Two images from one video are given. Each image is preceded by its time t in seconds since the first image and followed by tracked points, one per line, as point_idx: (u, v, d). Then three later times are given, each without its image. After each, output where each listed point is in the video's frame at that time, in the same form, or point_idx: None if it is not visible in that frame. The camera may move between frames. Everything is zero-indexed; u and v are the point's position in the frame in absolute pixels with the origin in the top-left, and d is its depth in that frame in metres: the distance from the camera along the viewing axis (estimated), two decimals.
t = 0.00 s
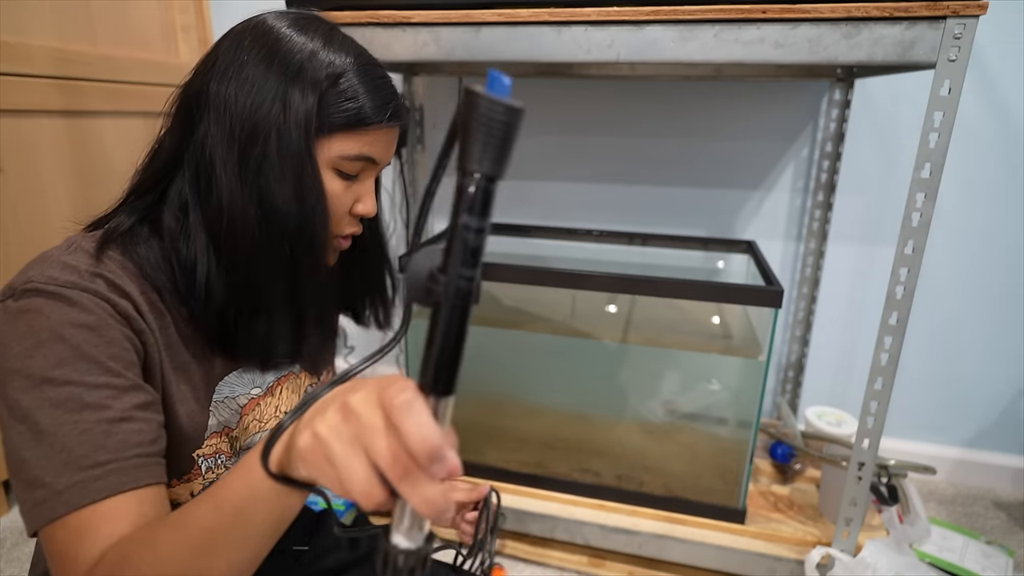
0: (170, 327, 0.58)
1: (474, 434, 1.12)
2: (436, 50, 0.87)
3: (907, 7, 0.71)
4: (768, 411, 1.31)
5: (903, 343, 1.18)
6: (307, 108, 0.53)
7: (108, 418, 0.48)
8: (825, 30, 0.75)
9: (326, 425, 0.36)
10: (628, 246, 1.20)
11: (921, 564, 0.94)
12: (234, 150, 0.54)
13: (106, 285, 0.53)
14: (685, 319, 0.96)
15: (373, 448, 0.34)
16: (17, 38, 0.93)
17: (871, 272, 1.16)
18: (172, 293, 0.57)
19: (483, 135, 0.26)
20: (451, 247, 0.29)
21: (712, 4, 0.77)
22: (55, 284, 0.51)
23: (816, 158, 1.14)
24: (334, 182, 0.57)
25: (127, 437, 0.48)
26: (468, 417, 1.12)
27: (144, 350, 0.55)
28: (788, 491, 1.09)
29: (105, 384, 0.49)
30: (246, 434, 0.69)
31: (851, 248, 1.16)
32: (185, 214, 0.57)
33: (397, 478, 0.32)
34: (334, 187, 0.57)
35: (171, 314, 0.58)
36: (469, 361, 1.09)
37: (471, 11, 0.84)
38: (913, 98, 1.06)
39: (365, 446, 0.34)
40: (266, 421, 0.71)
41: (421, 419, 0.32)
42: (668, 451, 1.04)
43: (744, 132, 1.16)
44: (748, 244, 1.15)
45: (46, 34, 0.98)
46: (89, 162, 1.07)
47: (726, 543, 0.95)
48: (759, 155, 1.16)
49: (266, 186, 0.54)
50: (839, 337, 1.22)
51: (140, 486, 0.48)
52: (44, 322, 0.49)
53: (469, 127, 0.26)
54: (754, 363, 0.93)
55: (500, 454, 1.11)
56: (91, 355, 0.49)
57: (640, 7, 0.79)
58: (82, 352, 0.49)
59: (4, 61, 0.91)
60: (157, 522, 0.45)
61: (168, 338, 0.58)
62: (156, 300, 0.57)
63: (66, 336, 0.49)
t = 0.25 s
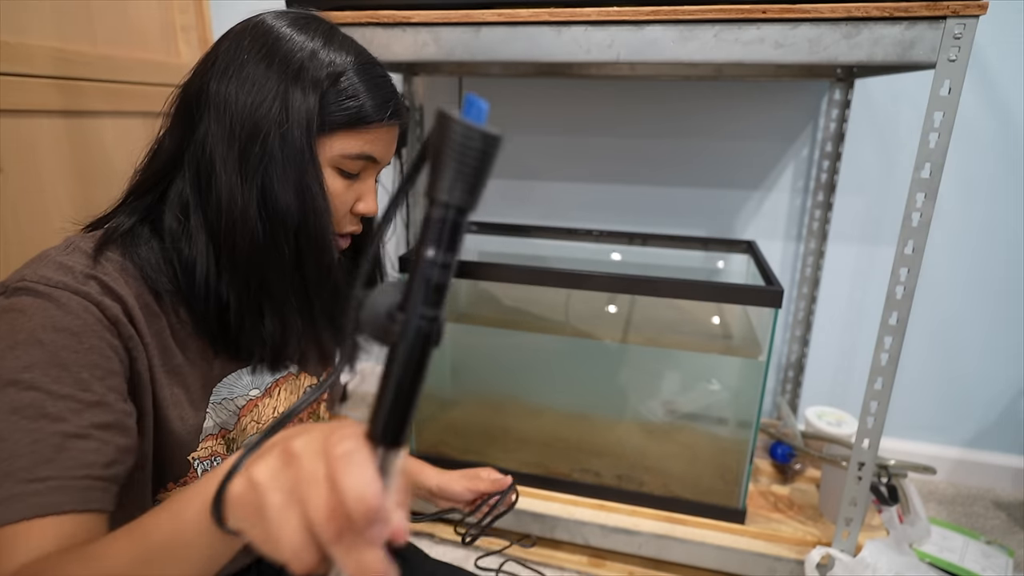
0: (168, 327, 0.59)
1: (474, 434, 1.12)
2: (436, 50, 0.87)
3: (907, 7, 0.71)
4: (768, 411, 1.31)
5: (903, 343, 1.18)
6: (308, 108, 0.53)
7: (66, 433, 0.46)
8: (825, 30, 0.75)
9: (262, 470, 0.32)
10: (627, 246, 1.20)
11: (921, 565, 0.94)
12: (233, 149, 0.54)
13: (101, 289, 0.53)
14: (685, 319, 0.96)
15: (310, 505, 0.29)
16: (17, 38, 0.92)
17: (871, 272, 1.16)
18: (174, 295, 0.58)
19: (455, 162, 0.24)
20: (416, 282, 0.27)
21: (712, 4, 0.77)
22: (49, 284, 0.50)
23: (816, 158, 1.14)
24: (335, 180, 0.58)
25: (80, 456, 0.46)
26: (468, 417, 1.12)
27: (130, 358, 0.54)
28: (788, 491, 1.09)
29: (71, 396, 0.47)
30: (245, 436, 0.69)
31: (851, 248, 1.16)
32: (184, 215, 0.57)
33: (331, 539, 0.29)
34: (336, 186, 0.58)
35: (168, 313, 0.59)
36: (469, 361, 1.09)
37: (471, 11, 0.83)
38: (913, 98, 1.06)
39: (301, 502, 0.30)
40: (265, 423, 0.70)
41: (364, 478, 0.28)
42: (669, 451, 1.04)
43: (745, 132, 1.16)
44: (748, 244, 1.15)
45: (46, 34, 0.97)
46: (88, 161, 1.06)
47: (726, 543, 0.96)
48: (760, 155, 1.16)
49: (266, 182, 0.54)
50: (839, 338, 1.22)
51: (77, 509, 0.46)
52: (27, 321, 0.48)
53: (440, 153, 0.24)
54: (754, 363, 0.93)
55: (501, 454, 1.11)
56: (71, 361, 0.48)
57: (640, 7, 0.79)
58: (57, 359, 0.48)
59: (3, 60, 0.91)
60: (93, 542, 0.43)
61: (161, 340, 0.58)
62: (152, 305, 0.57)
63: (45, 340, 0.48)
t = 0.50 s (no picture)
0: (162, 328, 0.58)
1: (474, 434, 1.12)
2: (436, 50, 0.87)
3: (907, 7, 0.71)
4: (768, 411, 1.31)
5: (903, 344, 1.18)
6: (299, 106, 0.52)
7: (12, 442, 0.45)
8: (825, 30, 0.75)
9: (164, 497, 0.30)
10: (627, 246, 1.20)
11: (921, 565, 0.94)
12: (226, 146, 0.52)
13: (87, 291, 0.53)
14: (685, 319, 0.97)
15: (203, 538, 0.29)
16: (17, 38, 0.92)
17: (871, 272, 1.16)
18: (169, 297, 0.55)
19: (377, 179, 0.22)
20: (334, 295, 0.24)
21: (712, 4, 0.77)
22: (33, 285, 0.51)
23: (816, 158, 1.14)
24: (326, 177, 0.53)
25: (23, 466, 0.45)
26: (467, 417, 1.11)
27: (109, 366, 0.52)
28: (788, 491, 1.08)
29: (26, 403, 0.46)
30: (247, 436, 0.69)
31: (851, 248, 1.16)
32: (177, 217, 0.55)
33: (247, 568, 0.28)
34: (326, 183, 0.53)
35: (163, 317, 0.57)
36: (468, 361, 1.08)
37: (471, 11, 0.83)
38: (913, 98, 1.06)
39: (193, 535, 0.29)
40: (265, 424, 0.70)
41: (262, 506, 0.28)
42: (669, 452, 1.03)
43: (745, 132, 1.16)
44: (748, 244, 1.15)
45: (46, 34, 0.97)
46: (88, 161, 1.06)
47: (726, 544, 0.96)
48: (760, 155, 1.16)
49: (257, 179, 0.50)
50: (838, 338, 1.22)
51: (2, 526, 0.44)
52: (3, 321, 0.48)
53: (362, 171, 0.23)
54: (754, 363, 0.93)
55: (501, 454, 1.11)
56: (34, 368, 0.47)
57: (640, 7, 0.79)
58: (19, 363, 0.47)
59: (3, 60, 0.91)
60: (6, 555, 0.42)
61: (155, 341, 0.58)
62: (143, 308, 0.56)
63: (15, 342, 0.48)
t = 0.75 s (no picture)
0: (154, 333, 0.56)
1: (474, 434, 1.11)
2: (436, 50, 0.87)
3: (908, 7, 0.71)
4: (768, 411, 1.31)
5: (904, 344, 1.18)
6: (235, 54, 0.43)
7: None
8: (825, 30, 0.75)
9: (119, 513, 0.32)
10: (627, 246, 1.20)
11: (921, 565, 0.94)
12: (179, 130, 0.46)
13: (71, 293, 0.52)
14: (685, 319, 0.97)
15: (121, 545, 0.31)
16: (17, 38, 0.92)
17: (872, 272, 1.16)
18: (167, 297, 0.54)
19: (295, 238, 0.21)
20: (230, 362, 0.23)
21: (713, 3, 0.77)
22: (15, 287, 0.50)
23: (817, 158, 1.13)
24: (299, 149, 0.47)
25: None
26: (468, 417, 1.11)
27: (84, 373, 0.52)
28: (789, 491, 1.08)
29: None
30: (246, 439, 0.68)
31: (851, 248, 1.16)
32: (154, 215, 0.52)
33: None
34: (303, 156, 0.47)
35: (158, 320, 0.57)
36: (468, 361, 1.08)
37: (471, 11, 0.83)
38: (914, 98, 1.06)
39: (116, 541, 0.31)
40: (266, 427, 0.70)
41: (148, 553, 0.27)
42: (669, 452, 1.03)
43: (745, 132, 1.16)
44: (748, 244, 1.15)
45: (46, 34, 0.97)
46: (87, 161, 1.07)
47: (726, 544, 0.96)
48: (760, 155, 1.16)
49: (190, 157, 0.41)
50: (839, 338, 1.22)
51: None
52: None
53: (281, 228, 0.22)
54: (754, 364, 0.93)
55: (501, 454, 1.11)
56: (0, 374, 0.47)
57: (640, 7, 0.79)
58: None
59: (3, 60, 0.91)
60: None
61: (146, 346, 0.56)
62: (131, 308, 0.56)
63: None
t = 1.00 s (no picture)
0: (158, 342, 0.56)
1: (474, 434, 1.11)
2: (435, 50, 0.87)
3: (907, 7, 0.71)
4: (768, 411, 1.31)
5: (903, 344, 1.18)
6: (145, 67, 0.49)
7: None
8: (825, 30, 0.75)
9: (123, 473, 0.30)
10: (627, 246, 1.20)
11: (921, 565, 0.94)
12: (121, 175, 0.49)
13: (78, 299, 0.52)
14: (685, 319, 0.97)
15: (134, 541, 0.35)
16: (17, 38, 0.92)
17: (871, 272, 1.16)
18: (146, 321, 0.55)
19: (301, 171, 0.26)
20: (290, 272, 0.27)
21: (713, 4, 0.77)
22: (24, 294, 0.50)
23: (816, 158, 1.13)
24: (210, 139, 0.49)
25: None
26: (468, 417, 1.11)
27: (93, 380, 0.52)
28: (789, 491, 1.08)
29: None
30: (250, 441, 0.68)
31: (850, 248, 1.16)
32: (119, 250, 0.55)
33: (185, 550, 0.28)
34: (216, 145, 0.49)
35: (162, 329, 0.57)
36: (468, 361, 1.08)
37: (471, 11, 0.83)
38: (914, 98, 1.06)
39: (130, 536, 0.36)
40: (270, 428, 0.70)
41: (214, 473, 0.28)
42: (669, 452, 1.03)
43: (745, 132, 1.16)
44: (748, 244, 1.15)
45: (46, 34, 0.97)
46: (88, 161, 1.07)
47: (726, 544, 0.96)
48: (760, 155, 1.16)
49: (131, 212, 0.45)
50: (839, 338, 1.22)
51: None
52: None
53: (285, 169, 0.27)
54: (754, 363, 0.93)
55: (501, 454, 1.11)
56: (9, 383, 0.46)
57: (640, 7, 0.79)
58: None
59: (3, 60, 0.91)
60: None
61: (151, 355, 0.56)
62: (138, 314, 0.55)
63: None
